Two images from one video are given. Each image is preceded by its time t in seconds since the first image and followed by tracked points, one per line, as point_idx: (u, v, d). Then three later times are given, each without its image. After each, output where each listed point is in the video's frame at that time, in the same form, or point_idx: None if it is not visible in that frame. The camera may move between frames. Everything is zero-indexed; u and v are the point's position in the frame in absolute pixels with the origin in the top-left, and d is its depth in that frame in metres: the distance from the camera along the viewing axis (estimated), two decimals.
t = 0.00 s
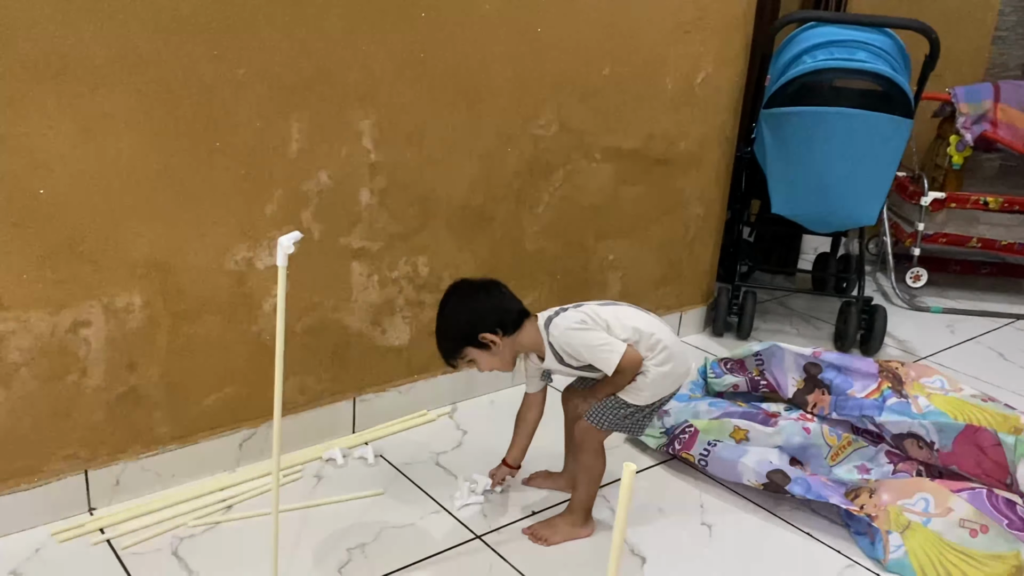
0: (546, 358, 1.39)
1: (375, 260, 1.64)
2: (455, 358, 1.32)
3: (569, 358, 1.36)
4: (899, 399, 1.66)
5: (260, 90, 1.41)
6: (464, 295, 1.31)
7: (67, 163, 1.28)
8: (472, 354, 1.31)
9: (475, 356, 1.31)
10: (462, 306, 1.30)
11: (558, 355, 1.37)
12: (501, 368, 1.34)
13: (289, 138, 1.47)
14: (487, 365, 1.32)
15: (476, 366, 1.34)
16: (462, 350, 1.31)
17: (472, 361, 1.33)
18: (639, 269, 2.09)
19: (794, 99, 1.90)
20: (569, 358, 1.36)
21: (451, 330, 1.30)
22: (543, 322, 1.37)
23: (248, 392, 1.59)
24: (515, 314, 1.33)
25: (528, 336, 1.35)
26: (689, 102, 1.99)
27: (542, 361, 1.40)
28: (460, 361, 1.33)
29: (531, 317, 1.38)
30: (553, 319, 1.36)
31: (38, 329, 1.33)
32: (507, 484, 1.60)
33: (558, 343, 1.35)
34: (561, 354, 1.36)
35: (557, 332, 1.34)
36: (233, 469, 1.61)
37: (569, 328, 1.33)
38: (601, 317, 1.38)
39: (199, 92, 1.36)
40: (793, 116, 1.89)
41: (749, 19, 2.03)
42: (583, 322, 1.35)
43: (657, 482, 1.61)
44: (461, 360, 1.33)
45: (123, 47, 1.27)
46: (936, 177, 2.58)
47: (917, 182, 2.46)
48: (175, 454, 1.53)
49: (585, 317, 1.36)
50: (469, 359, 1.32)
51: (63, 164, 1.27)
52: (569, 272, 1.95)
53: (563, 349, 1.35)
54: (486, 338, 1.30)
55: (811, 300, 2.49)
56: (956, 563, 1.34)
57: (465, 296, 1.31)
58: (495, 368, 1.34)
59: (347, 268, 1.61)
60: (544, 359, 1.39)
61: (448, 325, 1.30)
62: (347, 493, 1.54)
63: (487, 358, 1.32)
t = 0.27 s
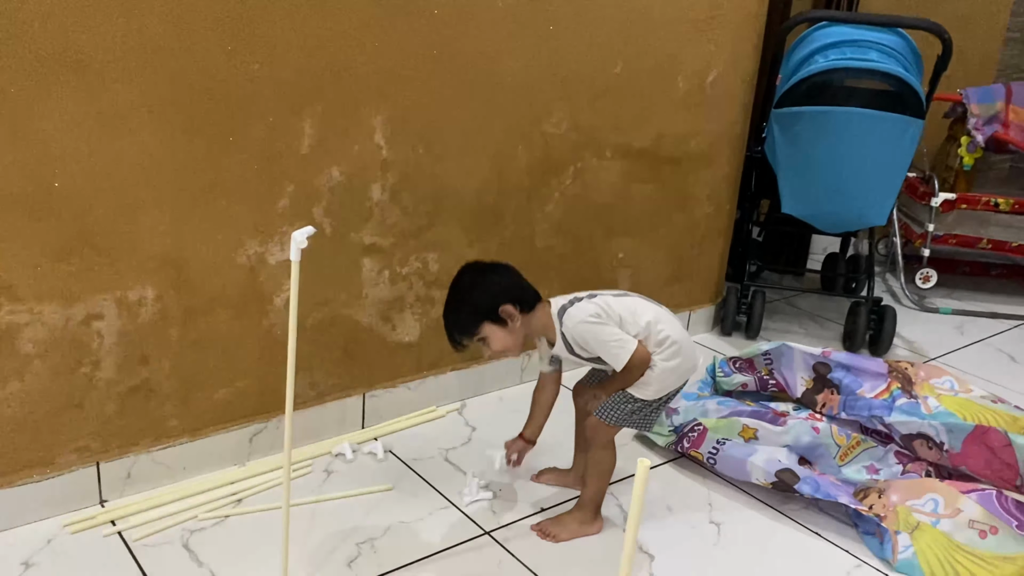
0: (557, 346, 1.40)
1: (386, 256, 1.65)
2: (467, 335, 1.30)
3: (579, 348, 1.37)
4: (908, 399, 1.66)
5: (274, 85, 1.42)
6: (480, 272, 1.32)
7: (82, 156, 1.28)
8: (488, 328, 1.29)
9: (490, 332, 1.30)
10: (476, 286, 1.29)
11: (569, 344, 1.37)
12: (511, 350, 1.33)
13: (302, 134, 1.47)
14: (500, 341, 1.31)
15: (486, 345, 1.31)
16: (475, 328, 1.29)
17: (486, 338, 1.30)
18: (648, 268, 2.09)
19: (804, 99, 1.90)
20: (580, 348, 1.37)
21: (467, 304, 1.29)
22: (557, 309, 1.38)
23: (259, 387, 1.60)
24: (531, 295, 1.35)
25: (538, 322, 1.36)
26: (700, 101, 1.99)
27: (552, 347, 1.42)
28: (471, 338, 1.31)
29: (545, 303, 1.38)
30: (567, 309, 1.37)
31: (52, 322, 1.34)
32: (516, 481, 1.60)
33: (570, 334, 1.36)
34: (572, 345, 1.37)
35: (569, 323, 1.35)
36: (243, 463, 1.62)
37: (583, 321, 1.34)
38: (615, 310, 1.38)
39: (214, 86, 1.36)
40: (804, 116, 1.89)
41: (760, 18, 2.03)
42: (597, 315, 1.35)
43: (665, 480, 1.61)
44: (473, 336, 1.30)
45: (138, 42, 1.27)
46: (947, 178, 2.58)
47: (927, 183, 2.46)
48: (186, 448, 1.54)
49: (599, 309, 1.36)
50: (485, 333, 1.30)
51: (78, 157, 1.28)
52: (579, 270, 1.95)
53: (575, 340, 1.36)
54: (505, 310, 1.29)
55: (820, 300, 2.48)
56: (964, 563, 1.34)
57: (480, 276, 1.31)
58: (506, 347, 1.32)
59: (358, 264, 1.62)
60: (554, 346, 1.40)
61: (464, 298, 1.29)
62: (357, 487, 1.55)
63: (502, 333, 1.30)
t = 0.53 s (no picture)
0: (572, 285, 1.37)
1: (396, 255, 1.66)
2: (523, 211, 1.26)
3: (596, 299, 1.34)
4: (915, 402, 1.69)
5: (286, 86, 1.43)
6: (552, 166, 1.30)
7: (96, 156, 1.29)
8: (548, 220, 1.27)
9: (545, 225, 1.27)
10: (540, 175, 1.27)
11: (588, 290, 1.34)
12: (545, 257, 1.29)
13: (313, 134, 1.48)
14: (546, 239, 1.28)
15: (534, 236, 1.27)
16: (534, 209, 1.25)
17: (540, 227, 1.27)
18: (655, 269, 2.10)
19: (812, 103, 1.91)
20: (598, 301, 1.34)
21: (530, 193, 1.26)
22: (590, 250, 1.33)
23: (269, 385, 1.61)
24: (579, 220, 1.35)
25: (571, 254, 1.34)
26: (708, 103, 2.00)
27: (564, 284, 1.38)
28: (523, 221, 1.26)
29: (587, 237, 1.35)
30: (601, 254, 1.33)
31: (65, 319, 1.36)
32: (523, 481, 1.61)
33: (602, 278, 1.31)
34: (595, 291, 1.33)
35: (607, 269, 1.31)
36: (252, 461, 1.63)
37: (620, 273, 1.30)
38: (647, 277, 1.36)
39: (226, 87, 1.37)
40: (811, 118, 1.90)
41: (768, 21, 2.03)
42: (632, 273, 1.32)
43: (672, 480, 1.62)
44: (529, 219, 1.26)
45: (152, 43, 1.29)
46: (954, 181, 2.58)
47: (934, 186, 2.46)
48: (196, 445, 1.55)
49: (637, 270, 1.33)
50: (542, 219, 1.27)
51: (92, 156, 1.29)
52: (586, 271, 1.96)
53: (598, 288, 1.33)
54: (565, 207, 1.29)
55: (826, 303, 2.49)
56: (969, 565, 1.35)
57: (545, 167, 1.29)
58: (550, 245, 1.28)
59: (367, 263, 1.63)
60: (569, 282, 1.37)
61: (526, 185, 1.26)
62: (365, 486, 1.56)
63: (554, 232, 1.28)
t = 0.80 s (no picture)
0: (608, 257, 1.28)
1: (398, 258, 1.67)
2: (635, 151, 1.24)
3: (632, 278, 1.27)
4: (914, 405, 1.68)
5: (290, 90, 1.44)
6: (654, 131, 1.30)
7: (101, 159, 1.31)
8: (647, 172, 1.25)
9: (645, 173, 1.25)
10: (656, 129, 1.26)
11: (629, 267, 1.27)
12: (625, 206, 1.25)
13: (317, 137, 1.49)
14: (637, 189, 1.25)
15: (629, 177, 1.24)
16: (646, 155, 1.24)
17: (639, 175, 1.25)
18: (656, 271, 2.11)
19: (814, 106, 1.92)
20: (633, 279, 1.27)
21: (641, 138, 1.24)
22: (640, 230, 1.30)
23: (272, 386, 1.62)
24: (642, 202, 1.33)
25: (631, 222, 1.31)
26: (709, 106, 2.00)
27: (600, 255, 1.29)
28: (629, 158, 1.24)
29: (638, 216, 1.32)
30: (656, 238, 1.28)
31: (70, 320, 1.37)
32: (524, 483, 1.62)
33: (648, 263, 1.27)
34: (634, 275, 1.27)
35: (654, 254, 1.27)
36: (255, 462, 1.64)
37: (667, 262, 1.27)
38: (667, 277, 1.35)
39: (231, 90, 1.38)
40: (813, 122, 1.90)
41: (770, 25, 2.04)
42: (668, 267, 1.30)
43: (673, 483, 1.62)
44: (634, 160, 1.24)
45: (158, 48, 1.30)
46: (955, 184, 2.59)
47: (936, 190, 2.45)
48: (199, 446, 1.56)
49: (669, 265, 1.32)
50: (645, 168, 1.25)
51: (97, 160, 1.30)
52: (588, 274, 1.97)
53: (643, 266, 1.27)
54: (664, 174, 1.28)
55: (827, 305, 2.49)
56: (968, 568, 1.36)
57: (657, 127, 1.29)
58: (636, 197, 1.25)
59: (370, 265, 1.64)
60: (607, 253, 1.29)
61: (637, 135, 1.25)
62: (366, 487, 1.57)
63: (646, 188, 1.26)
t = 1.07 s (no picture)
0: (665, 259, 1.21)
1: (396, 258, 1.67)
2: (678, 145, 1.14)
3: (687, 283, 1.21)
4: (912, 405, 1.69)
5: (288, 90, 1.44)
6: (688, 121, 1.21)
7: (98, 160, 1.31)
8: (692, 166, 1.16)
9: (688, 168, 1.16)
10: (690, 118, 1.17)
11: (685, 274, 1.21)
12: (671, 205, 1.16)
13: (314, 138, 1.50)
14: (682, 185, 1.16)
15: (674, 174, 1.15)
16: (690, 148, 1.15)
17: (683, 171, 1.16)
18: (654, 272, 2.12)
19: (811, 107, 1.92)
20: (690, 289, 1.21)
21: (684, 128, 1.15)
22: (681, 235, 1.24)
23: (270, 386, 1.63)
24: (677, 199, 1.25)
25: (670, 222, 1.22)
26: (707, 107, 2.01)
27: (656, 257, 1.21)
28: (671, 153, 1.15)
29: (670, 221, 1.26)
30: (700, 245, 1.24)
31: (68, 320, 1.37)
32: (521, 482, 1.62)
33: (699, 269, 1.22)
34: (688, 280, 1.21)
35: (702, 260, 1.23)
36: (252, 462, 1.64)
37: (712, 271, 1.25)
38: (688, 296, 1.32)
39: (228, 91, 1.39)
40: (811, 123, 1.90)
41: (768, 26, 2.05)
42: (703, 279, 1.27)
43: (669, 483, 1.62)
44: (678, 154, 1.14)
45: (155, 49, 1.30)
46: (954, 185, 2.59)
47: (935, 190, 2.47)
48: (197, 446, 1.57)
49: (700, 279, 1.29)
50: (688, 163, 1.16)
51: (94, 161, 1.31)
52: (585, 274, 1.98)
53: (695, 271, 1.22)
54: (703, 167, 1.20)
55: (826, 306, 2.50)
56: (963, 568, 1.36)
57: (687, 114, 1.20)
58: (682, 194, 1.16)
59: (368, 266, 1.64)
60: (664, 255, 1.21)
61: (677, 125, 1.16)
62: (363, 487, 1.57)
63: (691, 183, 1.17)
